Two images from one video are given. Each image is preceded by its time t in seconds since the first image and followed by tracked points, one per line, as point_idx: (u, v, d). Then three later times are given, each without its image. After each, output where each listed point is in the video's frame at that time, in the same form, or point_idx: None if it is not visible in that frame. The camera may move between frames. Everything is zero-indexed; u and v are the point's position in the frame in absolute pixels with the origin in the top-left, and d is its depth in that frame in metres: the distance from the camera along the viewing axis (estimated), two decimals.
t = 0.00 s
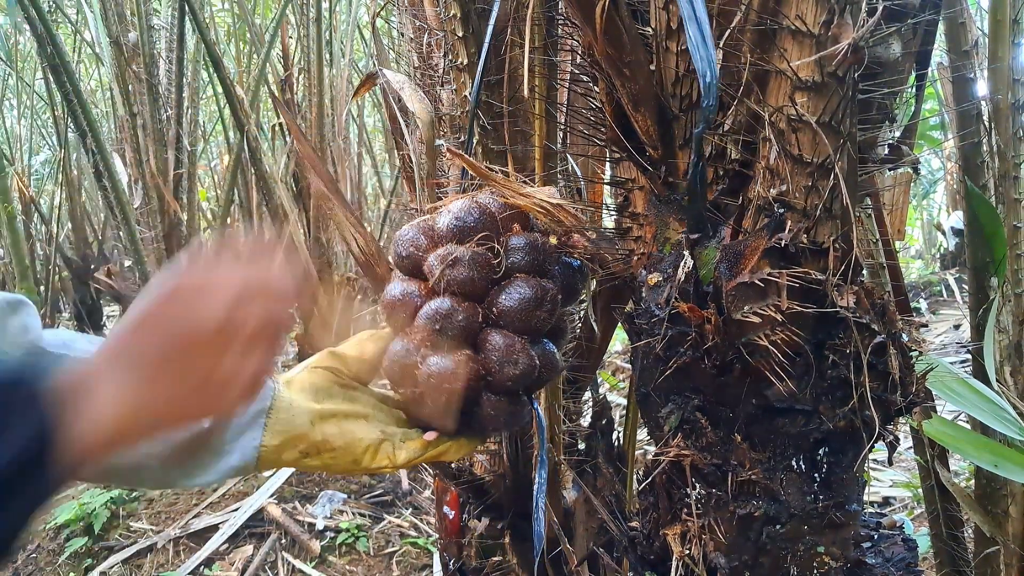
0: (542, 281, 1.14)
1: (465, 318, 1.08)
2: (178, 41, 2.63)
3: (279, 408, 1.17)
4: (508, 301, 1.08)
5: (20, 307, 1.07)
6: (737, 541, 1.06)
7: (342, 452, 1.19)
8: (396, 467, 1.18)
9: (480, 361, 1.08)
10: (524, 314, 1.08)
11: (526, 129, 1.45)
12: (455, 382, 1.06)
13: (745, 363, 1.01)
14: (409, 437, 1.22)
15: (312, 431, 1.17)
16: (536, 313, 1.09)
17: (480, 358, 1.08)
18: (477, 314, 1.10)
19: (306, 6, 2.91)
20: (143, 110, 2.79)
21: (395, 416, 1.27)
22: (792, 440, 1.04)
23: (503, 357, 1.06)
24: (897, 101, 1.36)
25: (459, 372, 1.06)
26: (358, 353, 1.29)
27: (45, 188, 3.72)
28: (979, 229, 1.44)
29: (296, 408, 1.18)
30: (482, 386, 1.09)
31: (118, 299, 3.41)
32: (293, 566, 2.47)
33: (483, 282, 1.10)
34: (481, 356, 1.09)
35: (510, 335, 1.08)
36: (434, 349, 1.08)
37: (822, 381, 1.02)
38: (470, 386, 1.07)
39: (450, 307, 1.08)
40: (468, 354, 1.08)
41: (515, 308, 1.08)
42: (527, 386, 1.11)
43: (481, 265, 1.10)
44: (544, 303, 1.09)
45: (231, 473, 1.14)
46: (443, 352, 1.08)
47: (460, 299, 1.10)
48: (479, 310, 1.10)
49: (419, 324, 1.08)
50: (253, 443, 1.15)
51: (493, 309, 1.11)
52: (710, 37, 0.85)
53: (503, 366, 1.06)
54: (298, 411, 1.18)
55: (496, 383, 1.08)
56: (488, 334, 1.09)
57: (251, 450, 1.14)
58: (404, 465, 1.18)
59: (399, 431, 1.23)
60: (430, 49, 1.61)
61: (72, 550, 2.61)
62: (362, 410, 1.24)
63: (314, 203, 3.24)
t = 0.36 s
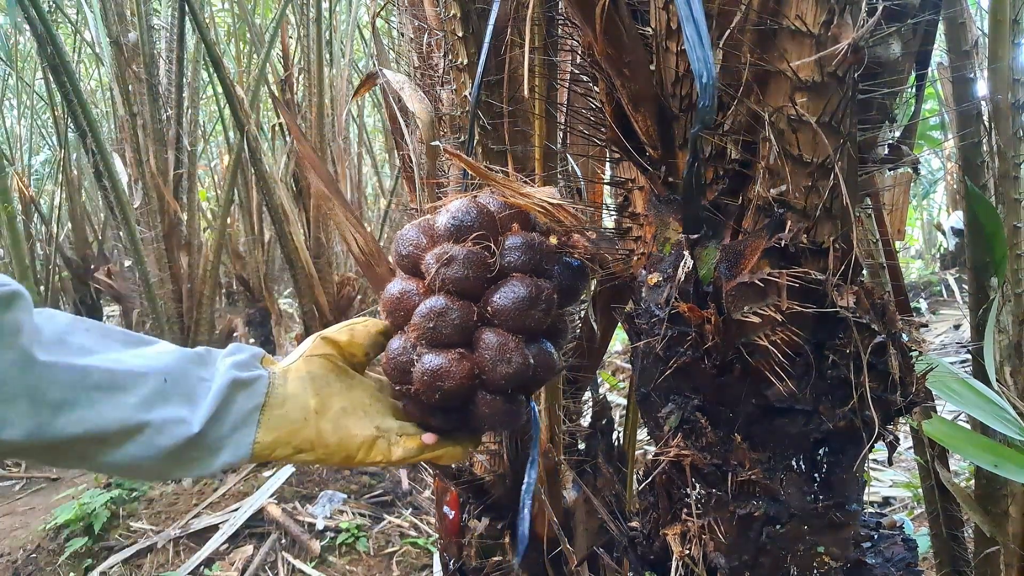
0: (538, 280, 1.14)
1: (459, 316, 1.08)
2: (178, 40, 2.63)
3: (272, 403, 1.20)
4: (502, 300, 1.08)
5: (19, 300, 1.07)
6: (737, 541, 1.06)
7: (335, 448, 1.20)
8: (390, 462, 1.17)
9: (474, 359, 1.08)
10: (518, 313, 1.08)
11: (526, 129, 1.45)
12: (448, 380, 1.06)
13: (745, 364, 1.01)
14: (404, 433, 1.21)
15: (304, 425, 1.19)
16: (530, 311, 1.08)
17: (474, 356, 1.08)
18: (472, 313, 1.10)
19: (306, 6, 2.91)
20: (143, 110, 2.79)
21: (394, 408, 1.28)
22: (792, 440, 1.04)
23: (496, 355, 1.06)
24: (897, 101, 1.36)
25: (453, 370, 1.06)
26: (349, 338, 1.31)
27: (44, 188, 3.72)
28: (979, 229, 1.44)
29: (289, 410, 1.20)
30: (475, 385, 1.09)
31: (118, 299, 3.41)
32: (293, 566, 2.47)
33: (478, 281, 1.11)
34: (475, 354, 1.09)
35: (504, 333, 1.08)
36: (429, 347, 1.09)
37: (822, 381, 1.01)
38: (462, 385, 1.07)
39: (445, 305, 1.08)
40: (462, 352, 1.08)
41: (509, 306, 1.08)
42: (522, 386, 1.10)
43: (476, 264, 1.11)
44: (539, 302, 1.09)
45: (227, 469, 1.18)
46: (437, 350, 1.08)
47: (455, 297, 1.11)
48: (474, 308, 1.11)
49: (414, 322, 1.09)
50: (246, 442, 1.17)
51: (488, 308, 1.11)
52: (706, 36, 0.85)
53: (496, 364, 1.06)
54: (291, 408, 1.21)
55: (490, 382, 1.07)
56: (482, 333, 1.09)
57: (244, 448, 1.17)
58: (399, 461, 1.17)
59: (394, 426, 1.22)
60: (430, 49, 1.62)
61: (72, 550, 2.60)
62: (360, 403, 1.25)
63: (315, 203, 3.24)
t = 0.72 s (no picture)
0: (541, 283, 1.19)
1: (465, 325, 1.15)
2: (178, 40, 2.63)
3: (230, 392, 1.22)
4: (506, 306, 1.14)
5: None
6: (737, 541, 1.06)
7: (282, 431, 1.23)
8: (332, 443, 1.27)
9: (483, 366, 1.14)
10: (523, 317, 1.13)
11: (526, 129, 1.45)
12: (461, 388, 1.12)
13: (744, 363, 1.00)
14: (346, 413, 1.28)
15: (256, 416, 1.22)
16: (535, 315, 1.14)
17: (484, 363, 1.15)
18: (478, 321, 1.17)
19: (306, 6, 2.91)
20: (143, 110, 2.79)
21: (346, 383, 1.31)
22: (792, 440, 1.04)
23: (505, 362, 1.12)
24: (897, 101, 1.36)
25: (464, 379, 1.12)
26: (319, 326, 1.26)
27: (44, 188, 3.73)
28: (978, 229, 1.44)
29: (241, 400, 1.22)
30: (486, 393, 1.15)
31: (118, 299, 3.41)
32: (293, 566, 2.47)
33: (481, 289, 1.17)
34: (484, 361, 1.15)
35: (511, 338, 1.14)
36: (439, 357, 1.15)
37: (822, 381, 1.01)
38: (473, 393, 1.13)
39: (450, 315, 1.15)
40: (472, 360, 1.15)
41: (514, 312, 1.14)
42: (533, 390, 1.16)
43: (478, 272, 1.17)
44: (542, 305, 1.15)
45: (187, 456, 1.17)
46: (446, 359, 1.15)
47: (461, 306, 1.17)
48: (480, 316, 1.17)
49: (423, 333, 1.16)
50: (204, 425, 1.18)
51: (493, 314, 1.17)
52: (704, 34, 0.84)
53: (505, 371, 1.12)
54: (244, 398, 1.22)
55: (500, 388, 1.13)
56: (489, 340, 1.15)
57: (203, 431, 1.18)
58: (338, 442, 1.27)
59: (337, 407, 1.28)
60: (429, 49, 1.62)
61: (72, 550, 2.60)
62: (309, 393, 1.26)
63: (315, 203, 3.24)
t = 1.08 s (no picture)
0: (541, 282, 1.20)
1: (464, 323, 1.16)
2: (179, 41, 2.63)
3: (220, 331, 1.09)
4: (505, 305, 1.15)
5: None
6: (737, 542, 1.06)
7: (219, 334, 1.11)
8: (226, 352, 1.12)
9: (482, 366, 1.15)
10: (522, 316, 1.14)
11: (526, 129, 1.45)
12: (459, 387, 1.13)
13: (745, 364, 1.00)
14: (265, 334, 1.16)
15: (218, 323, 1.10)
16: (534, 315, 1.15)
17: (482, 363, 1.15)
18: (477, 320, 1.18)
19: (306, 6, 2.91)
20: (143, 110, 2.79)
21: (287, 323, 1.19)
22: (792, 440, 1.04)
23: (504, 361, 1.13)
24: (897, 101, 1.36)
25: (462, 378, 1.13)
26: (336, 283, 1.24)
27: (45, 188, 3.73)
28: (979, 229, 1.44)
29: (225, 296, 1.15)
30: (485, 392, 1.15)
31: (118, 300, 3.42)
32: (293, 566, 2.47)
33: (481, 288, 1.18)
34: (483, 360, 1.16)
35: (510, 338, 1.14)
36: (438, 357, 1.16)
37: (822, 380, 1.01)
38: (472, 393, 1.14)
39: (450, 314, 1.16)
40: (471, 360, 1.15)
41: (513, 311, 1.14)
42: (531, 390, 1.16)
43: (477, 271, 1.18)
44: (542, 304, 1.16)
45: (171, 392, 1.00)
46: (446, 359, 1.15)
47: (460, 306, 1.18)
48: (479, 315, 1.18)
49: (422, 332, 1.16)
50: (217, 353, 1.08)
51: (492, 314, 1.18)
52: (704, 31, 0.84)
53: (504, 370, 1.12)
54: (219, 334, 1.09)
55: (499, 388, 1.14)
56: (488, 339, 1.16)
57: (216, 360, 1.07)
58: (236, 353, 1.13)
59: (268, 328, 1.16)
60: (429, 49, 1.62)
61: (72, 550, 2.60)
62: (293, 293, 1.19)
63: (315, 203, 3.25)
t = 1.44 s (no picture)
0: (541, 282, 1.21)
1: (466, 325, 1.16)
2: (179, 41, 2.64)
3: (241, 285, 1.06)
4: (506, 307, 1.15)
5: None
6: (737, 541, 1.06)
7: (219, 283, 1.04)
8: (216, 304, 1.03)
9: (484, 368, 1.15)
10: (523, 317, 1.14)
11: (526, 129, 1.46)
12: (462, 390, 1.13)
13: (744, 364, 1.00)
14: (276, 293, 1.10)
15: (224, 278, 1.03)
16: (535, 315, 1.15)
17: (484, 365, 1.15)
18: (479, 322, 1.18)
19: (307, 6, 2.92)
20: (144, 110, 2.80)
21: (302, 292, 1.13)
22: (792, 440, 1.04)
23: (506, 362, 1.13)
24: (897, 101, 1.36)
25: (464, 380, 1.13)
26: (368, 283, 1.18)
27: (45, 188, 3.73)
28: (979, 229, 1.44)
29: (259, 256, 1.10)
30: (487, 394, 1.16)
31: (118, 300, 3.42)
32: (293, 566, 2.47)
33: (481, 290, 1.18)
34: (484, 362, 1.16)
35: (512, 339, 1.15)
36: (440, 359, 1.16)
37: (822, 380, 1.01)
38: (474, 395, 1.14)
39: (451, 316, 1.16)
40: (472, 362, 1.15)
41: (514, 312, 1.15)
42: (534, 391, 1.17)
43: (478, 273, 1.18)
44: (543, 305, 1.16)
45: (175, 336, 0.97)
46: (447, 361, 1.16)
47: (461, 308, 1.18)
48: (480, 317, 1.18)
49: (424, 335, 1.17)
50: (231, 309, 1.04)
51: (493, 315, 1.18)
52: (705, 27, 0.85)
53: (506, 371, 1.13)
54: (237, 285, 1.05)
55: (501, 389, 1.14)
56: (489, 341, 1.16)
57: (227, 314, 1.04)
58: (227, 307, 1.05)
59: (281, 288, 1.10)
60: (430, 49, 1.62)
61: (72, 550, 2.60)
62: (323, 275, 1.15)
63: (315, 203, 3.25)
